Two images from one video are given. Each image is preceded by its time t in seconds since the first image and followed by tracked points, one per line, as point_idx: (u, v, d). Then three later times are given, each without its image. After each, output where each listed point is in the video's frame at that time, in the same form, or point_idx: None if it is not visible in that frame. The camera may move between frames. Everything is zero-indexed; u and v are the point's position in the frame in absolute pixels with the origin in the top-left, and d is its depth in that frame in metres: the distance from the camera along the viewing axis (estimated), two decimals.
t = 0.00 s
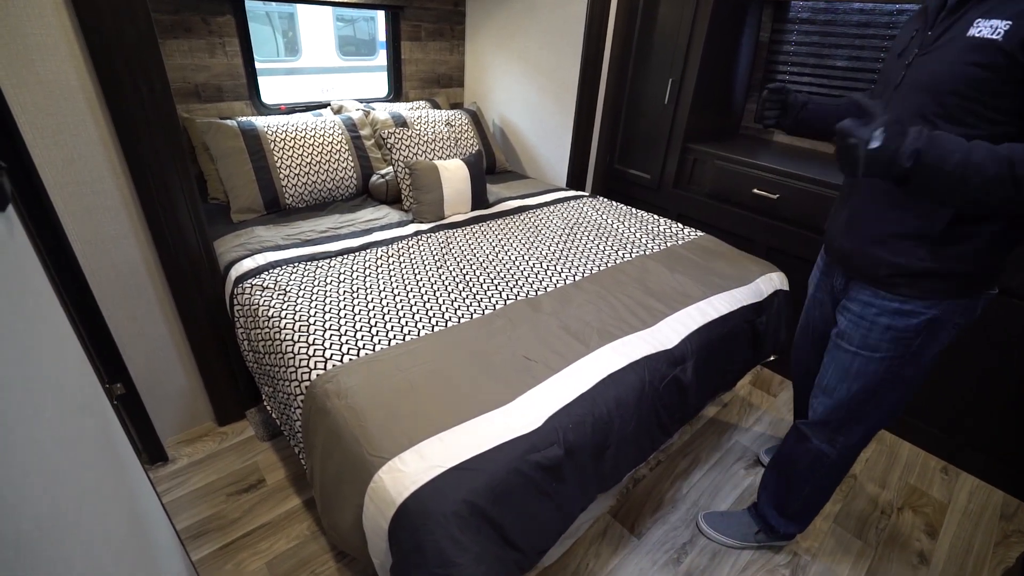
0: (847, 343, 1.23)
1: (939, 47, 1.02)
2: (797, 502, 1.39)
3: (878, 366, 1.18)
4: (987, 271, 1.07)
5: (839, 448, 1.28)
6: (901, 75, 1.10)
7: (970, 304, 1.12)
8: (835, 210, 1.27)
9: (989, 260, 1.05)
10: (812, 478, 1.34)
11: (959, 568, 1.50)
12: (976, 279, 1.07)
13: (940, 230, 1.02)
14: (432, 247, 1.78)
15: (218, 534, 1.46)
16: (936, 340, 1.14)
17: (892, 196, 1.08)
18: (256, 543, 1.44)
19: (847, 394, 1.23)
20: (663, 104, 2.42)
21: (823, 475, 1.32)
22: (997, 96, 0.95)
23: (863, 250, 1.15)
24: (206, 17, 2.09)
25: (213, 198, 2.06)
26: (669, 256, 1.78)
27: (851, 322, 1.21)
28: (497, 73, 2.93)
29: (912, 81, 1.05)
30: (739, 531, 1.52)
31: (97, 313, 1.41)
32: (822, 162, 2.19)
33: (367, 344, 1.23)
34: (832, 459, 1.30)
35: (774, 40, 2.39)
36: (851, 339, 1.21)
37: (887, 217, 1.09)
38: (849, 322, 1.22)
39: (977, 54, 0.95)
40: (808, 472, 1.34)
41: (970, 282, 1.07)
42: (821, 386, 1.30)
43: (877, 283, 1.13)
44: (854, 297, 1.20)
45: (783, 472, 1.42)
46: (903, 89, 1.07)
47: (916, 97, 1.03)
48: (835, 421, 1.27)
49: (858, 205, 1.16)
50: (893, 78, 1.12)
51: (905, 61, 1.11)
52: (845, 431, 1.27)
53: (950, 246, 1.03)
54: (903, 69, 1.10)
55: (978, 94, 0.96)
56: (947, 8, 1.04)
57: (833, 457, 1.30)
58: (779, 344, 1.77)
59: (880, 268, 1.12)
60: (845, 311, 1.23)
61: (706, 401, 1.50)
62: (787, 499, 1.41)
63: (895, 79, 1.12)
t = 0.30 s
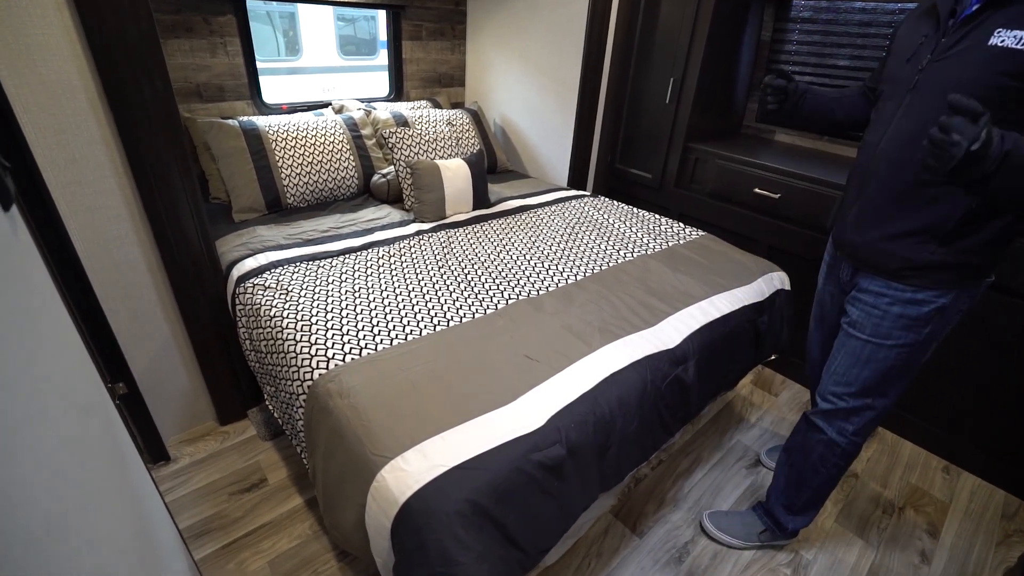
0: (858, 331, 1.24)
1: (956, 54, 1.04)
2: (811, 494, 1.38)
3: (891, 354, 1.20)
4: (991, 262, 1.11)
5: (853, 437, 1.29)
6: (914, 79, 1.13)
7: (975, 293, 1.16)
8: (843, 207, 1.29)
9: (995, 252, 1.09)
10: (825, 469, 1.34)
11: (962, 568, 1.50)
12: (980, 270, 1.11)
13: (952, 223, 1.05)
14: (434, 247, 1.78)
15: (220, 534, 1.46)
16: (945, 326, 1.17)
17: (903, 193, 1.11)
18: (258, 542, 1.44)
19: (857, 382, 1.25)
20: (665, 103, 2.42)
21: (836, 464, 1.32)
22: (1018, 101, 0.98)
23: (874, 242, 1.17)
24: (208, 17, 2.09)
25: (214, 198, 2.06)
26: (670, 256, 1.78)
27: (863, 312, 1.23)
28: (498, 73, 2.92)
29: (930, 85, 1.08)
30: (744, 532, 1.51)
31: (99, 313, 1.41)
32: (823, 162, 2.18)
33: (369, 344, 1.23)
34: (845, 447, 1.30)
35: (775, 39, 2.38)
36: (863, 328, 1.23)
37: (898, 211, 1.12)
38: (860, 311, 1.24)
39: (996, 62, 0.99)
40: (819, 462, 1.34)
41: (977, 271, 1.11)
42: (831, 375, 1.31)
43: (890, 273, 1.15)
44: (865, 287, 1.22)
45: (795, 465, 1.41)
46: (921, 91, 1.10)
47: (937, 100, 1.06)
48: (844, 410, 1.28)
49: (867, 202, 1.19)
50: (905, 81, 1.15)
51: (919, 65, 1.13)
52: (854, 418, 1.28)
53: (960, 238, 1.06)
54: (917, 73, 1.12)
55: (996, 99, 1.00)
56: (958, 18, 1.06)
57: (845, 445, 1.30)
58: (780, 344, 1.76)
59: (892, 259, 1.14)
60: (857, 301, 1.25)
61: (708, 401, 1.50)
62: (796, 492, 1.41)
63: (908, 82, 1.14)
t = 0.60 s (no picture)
0: (880, 331, 1.25)
1: (968, 52, 1.05)
2: (838, 488, 1.40)
3: (916, 349, 1.21)
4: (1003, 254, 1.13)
5: (877, 432, 1.31)
6: (925, 77, 1.12)
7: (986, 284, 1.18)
8: (853, 208, 1.29)
9: (1009, 243, 1.12)
10: (851, 463, 1.36)
11: (963, 567, 1.50)
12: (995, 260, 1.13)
13: (975, 215, 1.07)
14: (435, 247, 1.78)
15: (222, 533, 1.46)
16: (964, 317, 1.19)
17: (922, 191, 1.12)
18: (260, 541, 1.45)
19: (883, 379, 1.26)
20: (665, 103, 2.42)
21: (859, 459, 1.35)
22: None
23: (897, 239, 1.17)
24: (209, 17, 2.09)
25: (216, 198, 2.06)
26: (671, 255, 1.78)
27: (885, 310, 1.23)
28: (499, 73, 2.93)
29: (943, 84, 1.08)
30: (785, 542, 1.46)
31: (101, 313, 1.42)
32: (823, 161, 2.18)
33: (370, 344, 1.23)
34: (872, 441, 1.32)
35: (776, 39, 2.38)
36: (887, 327, 1.23)
37: (919, 208, 1.13)
38: (881, 310, 1.24)
39: (1011, 58, 0.99)
40: (845, 458, 1.36)
41: (992, 262, 1.14)
42: (853, 375, 1.31)
43: (914, 271, 1.16)
44: (886, 287, 1.23)
45: (819, 462, 1.41)
46: (934, 92, 1.10)
47: (952, 97, 1.07)
48: (870, 407, 1.29)
49: (882, 201, 1.19)
50: (915, 79, 1.15)
51: (928, 64, 1.13)
52: (879, 414, 1.30)
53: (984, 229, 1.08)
54: (928, 72, 1.12)
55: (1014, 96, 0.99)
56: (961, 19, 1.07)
57: (870, 441, 1.32)
58: (781, 343, 1.76)
59: (916, 256, 1.15)
60: (876, 300, 1.25)
61: (709, 400, 1.50)
62: (821, 488, 1.42)
63: (918, 81, 1.14)
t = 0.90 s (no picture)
0: (889, 329, 1.25)
1: (985, 46, 1.04)
2: (844, 486, 1.41)
3: (926, 346, 1.22)
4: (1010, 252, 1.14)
5: (884, 429, 1.32)
6: (937, 72, 1.12)
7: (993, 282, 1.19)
8: (860, 206, 1.29)
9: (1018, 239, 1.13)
10: (857, 461, 1.37)
11: (964, 567, 1.50)
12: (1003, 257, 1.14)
13: (988, 213, 1.08)
14: (436, 247, 1.79)
15: (224, 532, 1.47)
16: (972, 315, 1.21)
17: (936, 188, 1.12)
18: (262, 540, 1.45)
19: (892, 377, 1.26)
20: (666, 103, 2.43)
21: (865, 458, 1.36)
22: None
23: (911, 236, 1.17)
24: (211, 18, 2.10)
25: (217, 198, 2.07)
26: (671, 255, 1.79)
27: (894, 308, 1.24)
28: (500, 73, 2.93)
29: (956, 80, 1.08)
30: (793, 534, 1.47)
31: (104, 313, 1.42)
32: (823, 161, 2.18)
33: (372, 344, 1.24)
34: (878, 439, 1.33)
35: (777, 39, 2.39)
36: (896, 325, 1.24)
37: (934, 205, 1.13)
38: (890, 308, 1.25)
39: None
40: (851, 455, 1.37)
41: (999, 260, 1.15)
42: (861, 373, 1.31)
43: (925, 269, 1.16)
44: (895, 285, 1.23)
45: (823, 460, 1.43)
46: (946, 87, 1.09)
47: (967, 92, 1.06)
48: (878, 405, 1.30)
49: (893, 199, 1.19)
50: (926, 74, 1.14)
51: (939, 59, 1.12)
52: (886, 412, 1.30)
53: (996, 225, 1.09)
54: (940, 67, 1.11)
55: None
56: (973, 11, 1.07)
57: (877, 438, 1.33)
58: (781, 343, 1.77)
59: (930, 253, 1.15)
60: (885, 299, 1.25)
61: (710, 400, 1.51)
62: (827, 485, 1.43)
63: (929, 75, 1.14)
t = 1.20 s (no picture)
0: (890, 328, 1.25)
1: (984, 49, 1.05)
2: (843, 485, 1.42)
3: (926, 347, 1.22)
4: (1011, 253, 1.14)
5: (883, 430, 1.32)
6: (938, 74, 1.12)
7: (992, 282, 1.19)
8: (861, 206, 1.29)
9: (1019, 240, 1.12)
10: (857, 461, 1.37)
11: (964, 566, 1.51)
12: (1004, 258, 1.14)
13: (989, 214, 1.08)
14: (436, 247, 1.79)
15: (226, 531, 1.48)
16: (973, 317, 1.20)
17: (939, 187, 1.12)
18: (264, 540, 1.46)
19: (892, 377, 1.26)
20: (666, 103, 2.43)
21: (865, 457, 1.36)
22: None
23: (911, 236, 1.17)
24: (212, 19, 2.11)
25: (218, 199, 2.07)
26: (671, 255, 1.79)
27: (895, 307, 1.24)
28: (500, 74, 2.94)
29: (959, 80, 1.08)
30: (793, 533, 1.47)
31: (107, 313, 1.43)
32: (823, 161, 2.19)
33: (372, 344, 1.24)
34: (877, 439, 1.33)
35: (777, 39, 2.39)
36: (897, 324, 1.24)
37: (938, 204, 1.13)
38: (891, 308, 1.25)
39: None
40: (851, 455, 1.37)
41: (1001, 261, 1.14)
42: (861, 373, 1.31)
43: (926, 268, 1.17)
44: (896, 285, 1.23)
45: (823, 459, 1.43)
46: (949, 87, 1.10)
47: (967, 95, 1.07)
48: (878, 405, 1.30)
49: (893, 199, 1.20)
50: (928, 76, 1.15)
51: (940, 62, 1.13)
52: (887, 412, 1.30)
53: (997, 225, 1.10)
54: (940, 70, 1.12)
55: None
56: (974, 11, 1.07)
57: (877, 438, 1.33)
58: (781, 343, 1.77)
59: (932, 252, 1.15)
60: (886, 298, 1.26)
61: (710, 399, 1.51)
62: (827, 485, 1.44)
63: (930, 78, 1.14)
